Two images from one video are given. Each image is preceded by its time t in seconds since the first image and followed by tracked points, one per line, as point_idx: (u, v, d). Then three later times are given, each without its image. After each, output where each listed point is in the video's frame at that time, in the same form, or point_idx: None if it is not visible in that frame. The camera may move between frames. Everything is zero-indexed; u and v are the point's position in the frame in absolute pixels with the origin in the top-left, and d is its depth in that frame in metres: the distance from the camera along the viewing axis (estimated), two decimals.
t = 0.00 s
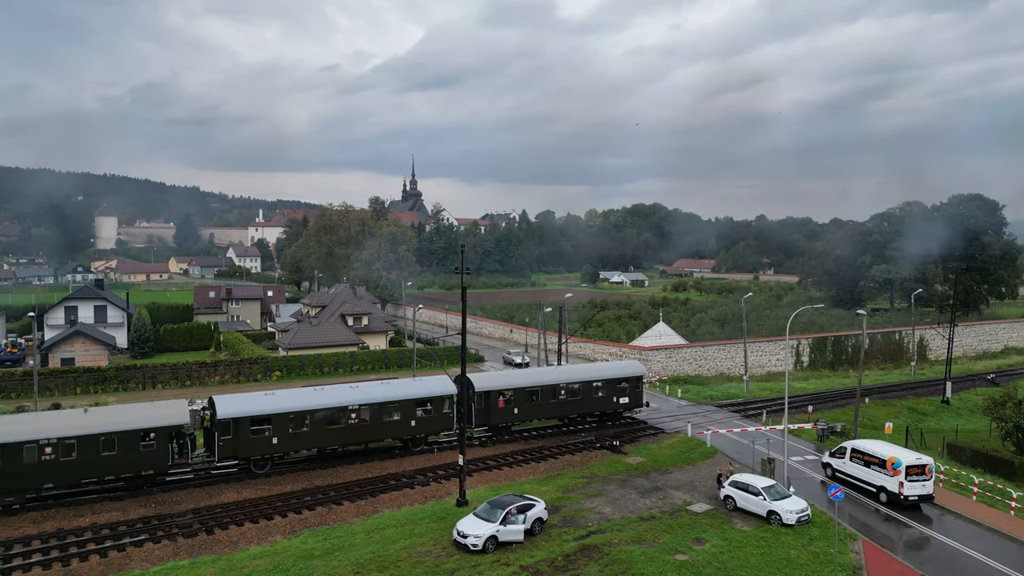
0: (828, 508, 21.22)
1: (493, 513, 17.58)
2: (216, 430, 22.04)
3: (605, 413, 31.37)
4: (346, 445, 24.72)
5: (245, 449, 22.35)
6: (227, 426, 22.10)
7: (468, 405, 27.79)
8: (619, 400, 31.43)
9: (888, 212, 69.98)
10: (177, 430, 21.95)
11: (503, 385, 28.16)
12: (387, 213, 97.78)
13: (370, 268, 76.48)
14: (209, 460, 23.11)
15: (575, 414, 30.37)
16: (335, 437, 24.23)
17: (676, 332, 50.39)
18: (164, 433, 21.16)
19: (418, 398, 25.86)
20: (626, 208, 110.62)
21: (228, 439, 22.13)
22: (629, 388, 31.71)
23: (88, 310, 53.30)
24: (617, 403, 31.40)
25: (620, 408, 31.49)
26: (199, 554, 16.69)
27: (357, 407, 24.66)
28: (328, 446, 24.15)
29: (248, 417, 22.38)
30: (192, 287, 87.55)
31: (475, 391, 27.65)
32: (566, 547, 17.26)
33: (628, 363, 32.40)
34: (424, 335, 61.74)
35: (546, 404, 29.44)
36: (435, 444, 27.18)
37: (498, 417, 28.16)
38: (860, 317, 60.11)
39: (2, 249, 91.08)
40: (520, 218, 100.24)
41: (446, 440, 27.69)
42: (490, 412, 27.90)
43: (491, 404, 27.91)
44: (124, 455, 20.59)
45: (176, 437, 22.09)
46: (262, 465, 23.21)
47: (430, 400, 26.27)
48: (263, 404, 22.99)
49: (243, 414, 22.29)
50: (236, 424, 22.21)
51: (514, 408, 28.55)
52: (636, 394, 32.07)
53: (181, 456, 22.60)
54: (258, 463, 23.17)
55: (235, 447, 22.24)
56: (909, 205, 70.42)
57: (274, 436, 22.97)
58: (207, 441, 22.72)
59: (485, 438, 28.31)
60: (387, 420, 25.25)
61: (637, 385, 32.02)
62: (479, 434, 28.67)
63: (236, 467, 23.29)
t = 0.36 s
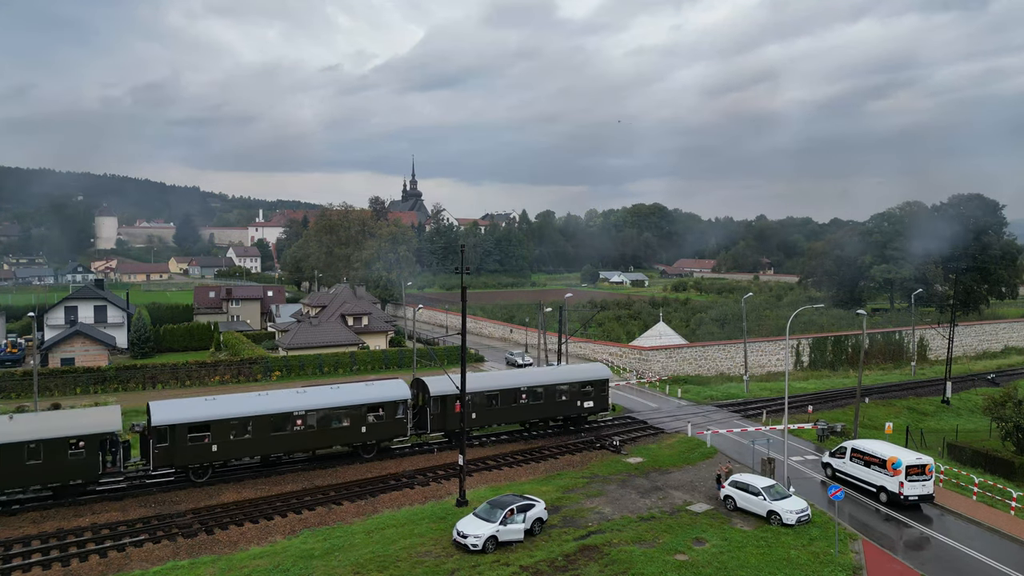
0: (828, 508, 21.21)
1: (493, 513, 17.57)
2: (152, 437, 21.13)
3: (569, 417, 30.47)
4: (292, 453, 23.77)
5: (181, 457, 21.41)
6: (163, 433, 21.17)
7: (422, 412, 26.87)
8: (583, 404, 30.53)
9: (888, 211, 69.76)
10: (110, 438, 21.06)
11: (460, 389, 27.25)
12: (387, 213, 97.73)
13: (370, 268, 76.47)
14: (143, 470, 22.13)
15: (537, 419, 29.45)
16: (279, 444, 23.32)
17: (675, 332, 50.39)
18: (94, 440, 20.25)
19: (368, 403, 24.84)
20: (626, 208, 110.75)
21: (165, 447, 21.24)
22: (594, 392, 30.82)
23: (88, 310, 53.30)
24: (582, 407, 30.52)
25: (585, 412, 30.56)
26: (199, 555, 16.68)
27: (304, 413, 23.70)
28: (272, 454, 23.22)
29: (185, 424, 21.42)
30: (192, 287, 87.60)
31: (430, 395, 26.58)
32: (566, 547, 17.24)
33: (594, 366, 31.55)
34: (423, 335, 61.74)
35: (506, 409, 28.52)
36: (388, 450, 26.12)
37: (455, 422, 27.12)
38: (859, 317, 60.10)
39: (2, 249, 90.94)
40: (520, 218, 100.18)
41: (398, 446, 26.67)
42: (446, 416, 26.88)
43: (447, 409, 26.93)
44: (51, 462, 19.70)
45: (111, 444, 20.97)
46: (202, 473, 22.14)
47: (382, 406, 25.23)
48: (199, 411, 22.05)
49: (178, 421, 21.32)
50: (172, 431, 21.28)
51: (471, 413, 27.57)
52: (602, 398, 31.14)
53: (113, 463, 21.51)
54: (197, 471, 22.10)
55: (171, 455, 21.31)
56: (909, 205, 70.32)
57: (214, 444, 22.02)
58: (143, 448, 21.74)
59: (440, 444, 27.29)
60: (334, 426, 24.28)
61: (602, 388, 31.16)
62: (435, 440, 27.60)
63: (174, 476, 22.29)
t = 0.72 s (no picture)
0: (828, 507, 21.21)
1: (493, 513, 17.56)
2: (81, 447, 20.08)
3: (530, 422, 29.56)
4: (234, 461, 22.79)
5: (114, 467, 20.45)
6: (93, 441, 20.15)
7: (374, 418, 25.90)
8: (546, 408, 29.66)
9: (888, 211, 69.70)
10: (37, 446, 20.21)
11: (415, 395, 26.21)
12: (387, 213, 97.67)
13: (371, 269, 76.34)
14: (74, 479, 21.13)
15: (497, 424, 28.52)
16: (220, 452, 22.28)
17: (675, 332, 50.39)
18: (18, 448, 19.34)
19: (313, 408, 23.83)
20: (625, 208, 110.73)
21: (95, 455, 20.20)
22: (557, 396, 29.90)
23: (88, 310, 53.29)
24: (545, 412, 29.64)
25: (548, 416, 29.68)
26: (199, 555, 16.68)
27: (246, 420, 22.71)
28: (212, 462, 22.20)
29: (118, 431, 20.50)
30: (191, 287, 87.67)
31: (382, 400, 25.52)
32: (566, 547, 17.24)
33: (558, 370, 30.67)
34: (423, 335, 61.72)
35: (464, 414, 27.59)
36: (338, 455, 25.14)
37: (407, 428, 26.06)
38: (859, 317, 60.09)
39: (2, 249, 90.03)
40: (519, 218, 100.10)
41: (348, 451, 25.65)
42: (399, 422, 25.84)
43: (400, 415, 25.87)
44: None
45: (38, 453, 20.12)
46: (136, 483, 21.18)
47: (330, 412, 24.19)
48: (132, 418, 21.03)
49: (110, 429, 20.38)
50: (104, 438, 20.31)
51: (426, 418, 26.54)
52: (565, 402, 30.26)
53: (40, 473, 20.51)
54: (131, 480, 21.14)
55: (102, 464, 20.31)
56: (909, 205, 70.29)
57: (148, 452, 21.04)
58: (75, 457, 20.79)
59: (394, 451, 26.28)
60: (278, 433, 23.29)
61: (566, 392, 30.26)
62: (388, 446, 26.57)
63: (106, 485, 21.28)
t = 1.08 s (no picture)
0: (828, 508, 21.20)
1: (493, 513, 17.56)
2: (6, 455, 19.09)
3: (489, 427, 28.59)
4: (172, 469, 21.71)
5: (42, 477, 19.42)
6: (19, 449, 19.16)
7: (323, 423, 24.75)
8: (506, 413, 28.76)
9: (889, 211, 69.87)
10: None
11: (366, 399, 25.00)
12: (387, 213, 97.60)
13: (371, 268, 76.10)
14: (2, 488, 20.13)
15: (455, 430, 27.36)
16: (155, 460, 21.19)
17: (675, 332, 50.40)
18: None
19: (254, 413, 22.73)
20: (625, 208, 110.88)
21: (20, 464, 19.20)
22: (517, 400, 29.10)
23: (88, 310, 53.27)
24: (505, 417, 28.75)
25: (508, 421, 28.81)
26: (199, 555, 16.66)
27: (183, 426, 21.60)
28: (148, 471, 21.14)
29: (44, 439, 19.48)
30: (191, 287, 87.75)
31: (331, 405, 24.22)
32: (566, 547, 17.24)
33: (519, 373, 29.79)
34: (423, 335, 61.74)
35: (419, 420, 26.30)
36: (284, 462, 24.09)
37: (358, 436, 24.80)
38: (859, 317, 60.08)
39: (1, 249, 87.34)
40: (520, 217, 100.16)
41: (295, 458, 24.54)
42: (349, 428, 24.55)
43: (350, 421, 24.57)
44: None
45: None
46: (66, 492, 20.15)
47: (274, 417, 23.15)
48: (63, 425, 20.05)
49: (36, 437, 19.37)
50: (30, 447, 19.29)
51: (379, 424, 25.28)
52: (526, 407, 29.45)
53: None
54: (61, 490, 20.12)
55: (29, 474, 19.30)
56: (909, 205, 70.26)
57: (78, 460, 19.99)
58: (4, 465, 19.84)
59: (343, 458, 25.13)
60: (219, 440, 22.19)
61: (526, 397, 29.46)
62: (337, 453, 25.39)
63: (35, 494, 20.24)
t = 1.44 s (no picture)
0: (828, 508, 21.20)
1: (494, 512, 17.56)
2: None
3: (446, 432, 27.44)
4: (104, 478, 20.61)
5: None
6: None
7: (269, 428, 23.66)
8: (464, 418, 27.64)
9: (889, 211, 70.00)
10: None
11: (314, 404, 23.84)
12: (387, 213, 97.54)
13: (371, 267, 75.96)
14: None
15: (409, 436, 26.22)
16: (87, 469, 20.13)
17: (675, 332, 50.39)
18: None
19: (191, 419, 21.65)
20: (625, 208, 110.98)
21: None
22: (476, 404, 28.07)
23: (88, 310, 53.27)
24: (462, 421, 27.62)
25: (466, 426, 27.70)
26: (199, 555, 16.65)
27: (116, 433, 20.55)
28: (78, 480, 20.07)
29: None
30: (191, 287, 87.78)
31: (276, 411, 23.21)
32: (565, 547, 17.25)
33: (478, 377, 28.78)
34: (423, 335, 61.69)
35: (371, 426, 25.21)
36: (226, 470, 23.00)
37: (305, 443, 23.74)
38: (859, 317, 60.05)
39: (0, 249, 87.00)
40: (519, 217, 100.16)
41: (238, 466, 23.55)
42: (296, 435, 23.59)
43: (297, 428, 23.58)
44: None
45: None
46: None
47: (216, 424, 22.06)
48: (32, 427, 19.67)
49: None
50: None
51: (328, 431, 24.24)
52: (485, 412, 28.43)
53: None
54: None
55: None
56: (909, 205, 70.29)
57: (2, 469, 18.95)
58: None
59: (292, 464, 24.17)
60: (155, 447, 21.14)
61: (485, 401, 28.44)
62: (284, 460, 24.35)
63: None
